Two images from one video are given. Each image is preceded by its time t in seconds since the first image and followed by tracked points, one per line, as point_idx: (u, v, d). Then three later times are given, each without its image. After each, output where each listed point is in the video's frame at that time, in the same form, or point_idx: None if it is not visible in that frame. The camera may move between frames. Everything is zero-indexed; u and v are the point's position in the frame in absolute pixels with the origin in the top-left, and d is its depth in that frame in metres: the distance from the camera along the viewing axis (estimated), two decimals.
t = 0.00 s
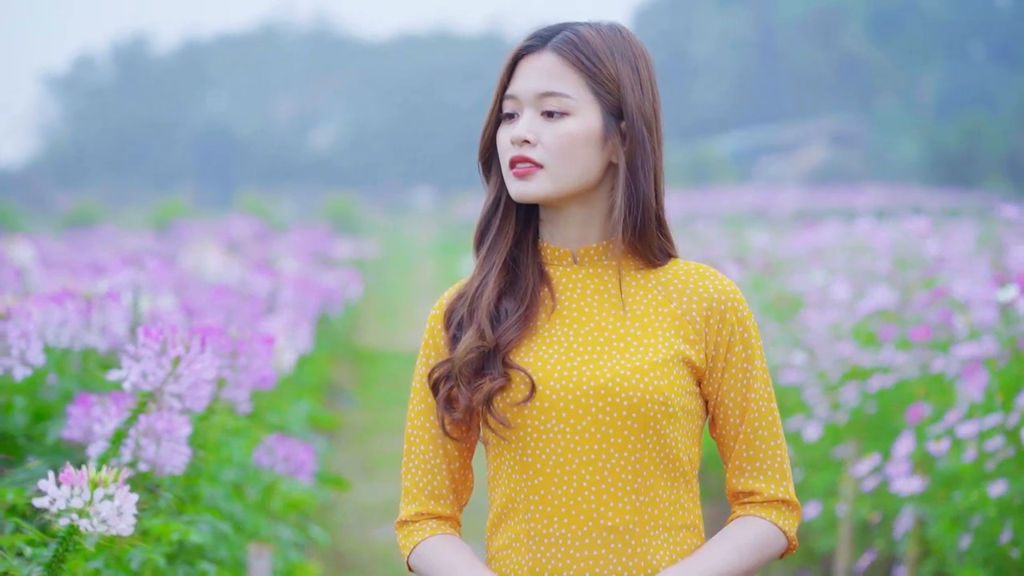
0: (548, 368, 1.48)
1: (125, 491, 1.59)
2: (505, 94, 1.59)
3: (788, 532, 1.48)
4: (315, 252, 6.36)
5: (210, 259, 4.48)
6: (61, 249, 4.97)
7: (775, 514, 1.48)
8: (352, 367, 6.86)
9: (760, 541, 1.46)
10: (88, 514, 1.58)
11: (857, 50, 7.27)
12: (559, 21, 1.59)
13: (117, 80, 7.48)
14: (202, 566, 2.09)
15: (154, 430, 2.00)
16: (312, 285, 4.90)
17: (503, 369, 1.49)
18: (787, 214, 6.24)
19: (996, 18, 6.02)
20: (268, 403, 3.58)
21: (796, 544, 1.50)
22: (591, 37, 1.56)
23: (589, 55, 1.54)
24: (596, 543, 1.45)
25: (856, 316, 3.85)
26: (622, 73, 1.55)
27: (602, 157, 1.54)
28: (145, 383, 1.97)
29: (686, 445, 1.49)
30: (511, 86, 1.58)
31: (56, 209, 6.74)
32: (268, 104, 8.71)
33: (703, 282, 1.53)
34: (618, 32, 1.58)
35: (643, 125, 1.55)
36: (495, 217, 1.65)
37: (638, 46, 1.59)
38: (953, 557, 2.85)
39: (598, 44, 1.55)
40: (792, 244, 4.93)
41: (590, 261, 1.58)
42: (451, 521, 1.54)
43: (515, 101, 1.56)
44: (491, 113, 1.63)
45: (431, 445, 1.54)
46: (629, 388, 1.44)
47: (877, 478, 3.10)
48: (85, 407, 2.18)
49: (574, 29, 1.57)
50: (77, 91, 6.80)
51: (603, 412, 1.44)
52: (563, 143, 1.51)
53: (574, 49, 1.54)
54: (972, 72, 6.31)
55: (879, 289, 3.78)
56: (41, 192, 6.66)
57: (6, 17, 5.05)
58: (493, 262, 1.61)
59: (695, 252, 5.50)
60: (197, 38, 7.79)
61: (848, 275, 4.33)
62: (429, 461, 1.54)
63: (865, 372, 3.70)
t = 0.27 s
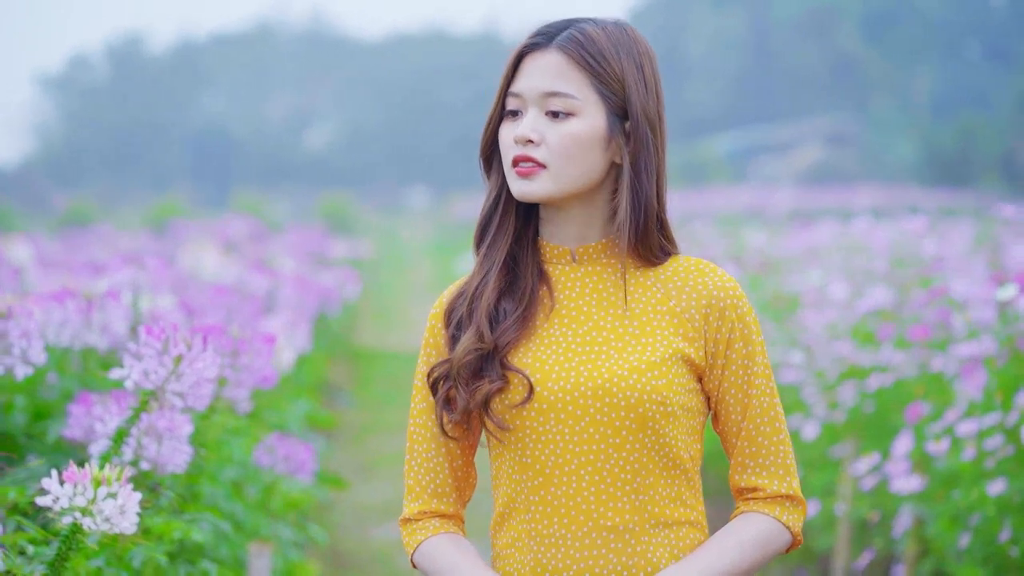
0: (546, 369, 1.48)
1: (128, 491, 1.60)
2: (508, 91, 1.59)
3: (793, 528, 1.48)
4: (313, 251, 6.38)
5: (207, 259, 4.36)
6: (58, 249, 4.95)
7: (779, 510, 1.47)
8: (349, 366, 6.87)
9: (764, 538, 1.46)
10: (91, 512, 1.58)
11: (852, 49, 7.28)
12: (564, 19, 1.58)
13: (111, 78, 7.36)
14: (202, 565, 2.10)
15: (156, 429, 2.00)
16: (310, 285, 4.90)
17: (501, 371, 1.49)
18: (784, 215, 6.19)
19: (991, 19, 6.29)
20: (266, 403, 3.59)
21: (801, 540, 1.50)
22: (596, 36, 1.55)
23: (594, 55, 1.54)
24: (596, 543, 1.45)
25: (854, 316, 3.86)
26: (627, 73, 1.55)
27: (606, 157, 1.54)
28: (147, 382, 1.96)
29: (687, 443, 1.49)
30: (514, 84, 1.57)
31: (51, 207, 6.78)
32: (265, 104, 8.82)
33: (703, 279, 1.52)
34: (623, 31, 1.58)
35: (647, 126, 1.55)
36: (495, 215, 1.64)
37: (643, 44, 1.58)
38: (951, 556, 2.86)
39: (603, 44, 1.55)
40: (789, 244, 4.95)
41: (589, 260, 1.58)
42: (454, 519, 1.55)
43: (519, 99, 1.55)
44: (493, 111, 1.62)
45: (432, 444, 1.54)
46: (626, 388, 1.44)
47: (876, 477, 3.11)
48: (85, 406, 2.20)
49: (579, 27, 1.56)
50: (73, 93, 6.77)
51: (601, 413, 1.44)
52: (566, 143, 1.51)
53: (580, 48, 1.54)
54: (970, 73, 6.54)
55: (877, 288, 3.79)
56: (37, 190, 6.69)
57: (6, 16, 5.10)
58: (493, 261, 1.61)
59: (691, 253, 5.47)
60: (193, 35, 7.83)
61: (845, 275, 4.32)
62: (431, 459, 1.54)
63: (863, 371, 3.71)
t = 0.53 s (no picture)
0: (548, 372, 1.48)
1: (132, 490, 1.60)
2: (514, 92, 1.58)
3: (802, 527, 1.47)
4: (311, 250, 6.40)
5: (204, 259, 4.41)
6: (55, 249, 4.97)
7: (787, 510, 1.47)
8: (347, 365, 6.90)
9: (771, 537, 1.46)
10: (95, 512, 1.58)
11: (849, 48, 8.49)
12: (571, 19, 1.57)
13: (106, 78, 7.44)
14: (203, 564, 2.11)
15: (158, 429, 2.00)
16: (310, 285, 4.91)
17: (503, 373, 1.49)
18: (783, 215, 6.05)
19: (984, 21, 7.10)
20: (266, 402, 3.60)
21: (810, 538, 1.49)
22: (603, 37, 1.54)
23: (601, 57, 1.52)
24: (599, 543, 1.45)
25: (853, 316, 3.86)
26: (635, 76, 1.54)
27: (612, 160, 1.54)
28: (151, 382, 1.95)
29: (691, 443, 1.48)
30: (520, 85, 1.56)
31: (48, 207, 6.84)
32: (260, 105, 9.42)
33: (706, 279, 1.51)
34: (629, 31, 1.56)
35: (654, 128, 1.54)
36: (499, 214, 1.64)
37: (650, 45, 1.57)
38: (951, 556, 2.87)
39: (610, 46, 1.53)
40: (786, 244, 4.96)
41: (592, 260, 1.56)
42: (461, 517, 1.56)
43: (525, 101, 1.54)
44: (498, 112, 1.61)
45: (438, 444, 1.55)
46: (627, 390, 1.43)
47: (876, 477, 3.12)
48: (88, 406, 2.22)
49: (586, 29, 1.55)
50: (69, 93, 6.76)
51: (603, 415, 1.44)
52: (573, 147, 1.50)
53: (587, 50, 1.53)
54: (964, 72, 7.35)
55: (876, 288, 3.79)
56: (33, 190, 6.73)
57: (7, 17, 5.15)
58: (497, 261, 1.61)
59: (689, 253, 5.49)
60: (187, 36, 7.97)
61: (843, 275, 4.34)
62: (437, 459, 1.55)
63: (862, 372, 3.72)
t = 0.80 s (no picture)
0: (551, 371, 1.48)
1: (137, 489, 1.62)
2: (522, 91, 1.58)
3: (808, 526, 1.47)
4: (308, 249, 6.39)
5: (204, 258, 4.34)
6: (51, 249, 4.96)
7: (792, 509, 1.47)
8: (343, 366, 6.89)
9: (777, 536, 1.46)
10: (100, 511, 1.60)
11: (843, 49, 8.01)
12: (579, 19, 1.57)
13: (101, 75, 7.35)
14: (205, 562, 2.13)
15: (161, 428, 2.02)
16: (309, 286, 4.92)
17: (507, 373, 1.50)
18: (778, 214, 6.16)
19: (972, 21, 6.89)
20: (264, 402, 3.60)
21: (817, 538, 1.49)
22: (612, 38, 1.54)
23: (611, 58, 1.52)
24: (602, 543, 1.45)
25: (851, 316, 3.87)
26: (644, 76, 1.54)
27: (620, 160, 1.54)
28: (155, 381, 1.96)
29: (696, 443, 1.48)
30: (528, 84, 1.56)
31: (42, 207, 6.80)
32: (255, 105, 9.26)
33: (711, 279, 1.51)
34: (638, 31, 1.56)
35: (662, 129, 1.54)
36: (505, 213, 1.64)
37: (658, 44, 1.57)
38: (949, 555, 2.88)
39: (619, 46, 1.53)
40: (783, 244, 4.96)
41: (597, 260, 1.57)
42: (467, 515, 1.56)
43: (533, 101, 1.54)
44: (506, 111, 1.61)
45: (443, 442, 1.55)
46: (630, 390, 1.44)
47: (875, 476, 3.12)
48: (90, 405, 2.22)
49: (595, 29, 1.54)
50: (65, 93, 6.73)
51: (606, 414, 1.44)
52: (582, 149, 1.50)
53: (596, 51, 1.53)
54: (963, 74, 7.10)
55: (874, 288, 3.79)
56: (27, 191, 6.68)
57: (7, 17, 5.20)
58: (503, 260, 1.61)
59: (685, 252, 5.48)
60: (184, 36, 7.98)
61: (840, 276, 4.34)
62: (443, 456, 1.55)
63: (860, 371, 3.72)
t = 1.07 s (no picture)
0: (556, 373, 1.49)
1: (141, 488, 1.62)
2: (528, 94, 1.58)
3: (813, 530, 1.47)
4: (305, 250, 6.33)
5: (202, 258, 4.33)
6: (48, 249, 4.95)
7: (797, 512, 1.47)
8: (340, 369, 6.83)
9: (781, 540, 1.46)
10: (104, 509, 1.60)
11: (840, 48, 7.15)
12: (585, 20, 1.57)
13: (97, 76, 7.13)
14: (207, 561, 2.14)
15: (164, 427, 2.04)
16: (307, 288, 4.91)
17: (511, 375, 1.50)
18: (775, 215, 6.14)
19: (971, 19, 6.39)
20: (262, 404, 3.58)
21: (821, 541, 1.49)
22: (619, 39, 1.54)
23: (618, 60, 1.53)
24: (606, 545, 1.46)
25: (849, 316, 3.87)
26: (651, 78, 1.55)
27: (628, 163, 1.55)
28: (158, 381, 1.99)
29: (700, 445, 1.48)
30: (535, 87, 1.56)
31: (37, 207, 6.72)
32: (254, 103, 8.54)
33: (716, 280, 1.51)
34: (644, 32, 1.57)
35: (669, 130, 1.55)
36: (511, 215, 1.65)
37: (664, 45, 1.58)
38: (948, 555, 2.90)
39: (626, 48, 1.54)
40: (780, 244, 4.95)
41: (603, 261, 1.57)
42: (472, 516, 1.57)
43: (540, 103, 1.55)
44: (511, 115, 1.60)
45: (448, 443, 1.56)
46: (634, 391, 1.44)
47: (873, 476, 3.13)
48: (91, 405, 2.23)
49: (602, 30, 1.55)
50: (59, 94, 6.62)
51: (610, 416, 1.45)
52: (589, 153, 1.51)
53: (603, 53, 1.53)
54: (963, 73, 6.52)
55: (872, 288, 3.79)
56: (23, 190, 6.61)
57: (6, 16, 5.29)
58: (508, 262, 1.62)
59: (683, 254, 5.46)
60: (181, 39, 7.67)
61: (839, 276, 4.34)
62: (448, 458, 1.56)
63: (857, 371, 3.74)
